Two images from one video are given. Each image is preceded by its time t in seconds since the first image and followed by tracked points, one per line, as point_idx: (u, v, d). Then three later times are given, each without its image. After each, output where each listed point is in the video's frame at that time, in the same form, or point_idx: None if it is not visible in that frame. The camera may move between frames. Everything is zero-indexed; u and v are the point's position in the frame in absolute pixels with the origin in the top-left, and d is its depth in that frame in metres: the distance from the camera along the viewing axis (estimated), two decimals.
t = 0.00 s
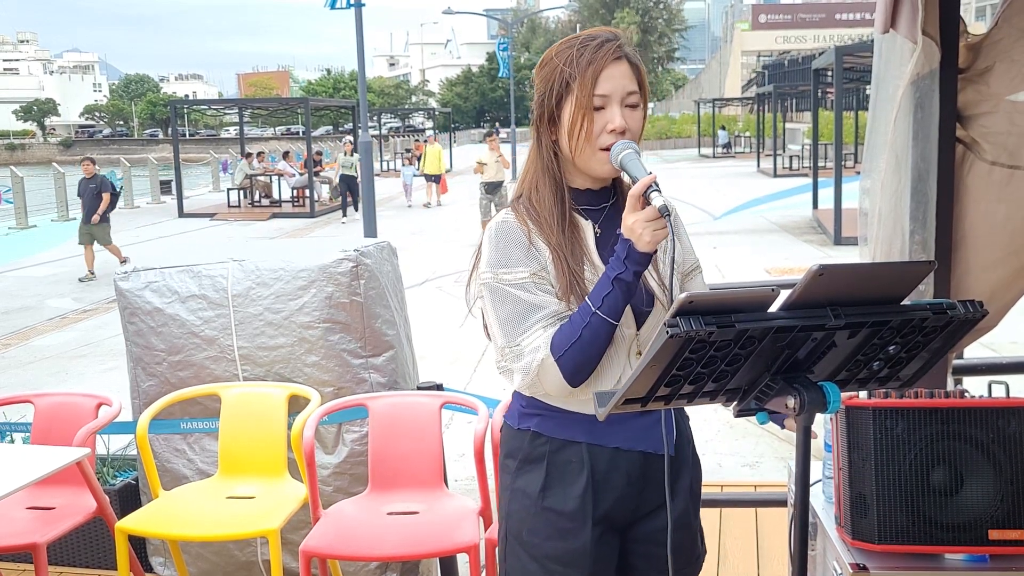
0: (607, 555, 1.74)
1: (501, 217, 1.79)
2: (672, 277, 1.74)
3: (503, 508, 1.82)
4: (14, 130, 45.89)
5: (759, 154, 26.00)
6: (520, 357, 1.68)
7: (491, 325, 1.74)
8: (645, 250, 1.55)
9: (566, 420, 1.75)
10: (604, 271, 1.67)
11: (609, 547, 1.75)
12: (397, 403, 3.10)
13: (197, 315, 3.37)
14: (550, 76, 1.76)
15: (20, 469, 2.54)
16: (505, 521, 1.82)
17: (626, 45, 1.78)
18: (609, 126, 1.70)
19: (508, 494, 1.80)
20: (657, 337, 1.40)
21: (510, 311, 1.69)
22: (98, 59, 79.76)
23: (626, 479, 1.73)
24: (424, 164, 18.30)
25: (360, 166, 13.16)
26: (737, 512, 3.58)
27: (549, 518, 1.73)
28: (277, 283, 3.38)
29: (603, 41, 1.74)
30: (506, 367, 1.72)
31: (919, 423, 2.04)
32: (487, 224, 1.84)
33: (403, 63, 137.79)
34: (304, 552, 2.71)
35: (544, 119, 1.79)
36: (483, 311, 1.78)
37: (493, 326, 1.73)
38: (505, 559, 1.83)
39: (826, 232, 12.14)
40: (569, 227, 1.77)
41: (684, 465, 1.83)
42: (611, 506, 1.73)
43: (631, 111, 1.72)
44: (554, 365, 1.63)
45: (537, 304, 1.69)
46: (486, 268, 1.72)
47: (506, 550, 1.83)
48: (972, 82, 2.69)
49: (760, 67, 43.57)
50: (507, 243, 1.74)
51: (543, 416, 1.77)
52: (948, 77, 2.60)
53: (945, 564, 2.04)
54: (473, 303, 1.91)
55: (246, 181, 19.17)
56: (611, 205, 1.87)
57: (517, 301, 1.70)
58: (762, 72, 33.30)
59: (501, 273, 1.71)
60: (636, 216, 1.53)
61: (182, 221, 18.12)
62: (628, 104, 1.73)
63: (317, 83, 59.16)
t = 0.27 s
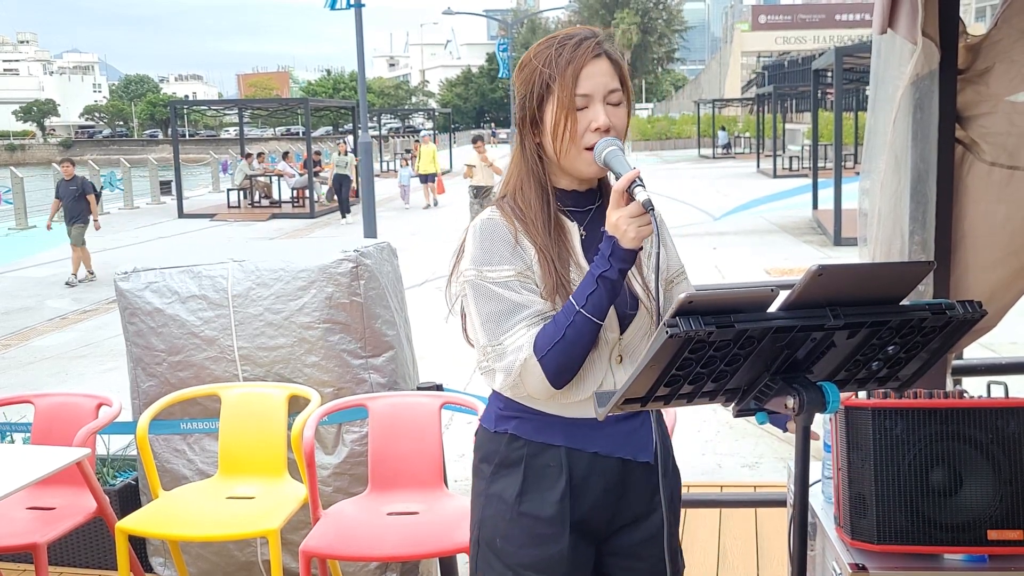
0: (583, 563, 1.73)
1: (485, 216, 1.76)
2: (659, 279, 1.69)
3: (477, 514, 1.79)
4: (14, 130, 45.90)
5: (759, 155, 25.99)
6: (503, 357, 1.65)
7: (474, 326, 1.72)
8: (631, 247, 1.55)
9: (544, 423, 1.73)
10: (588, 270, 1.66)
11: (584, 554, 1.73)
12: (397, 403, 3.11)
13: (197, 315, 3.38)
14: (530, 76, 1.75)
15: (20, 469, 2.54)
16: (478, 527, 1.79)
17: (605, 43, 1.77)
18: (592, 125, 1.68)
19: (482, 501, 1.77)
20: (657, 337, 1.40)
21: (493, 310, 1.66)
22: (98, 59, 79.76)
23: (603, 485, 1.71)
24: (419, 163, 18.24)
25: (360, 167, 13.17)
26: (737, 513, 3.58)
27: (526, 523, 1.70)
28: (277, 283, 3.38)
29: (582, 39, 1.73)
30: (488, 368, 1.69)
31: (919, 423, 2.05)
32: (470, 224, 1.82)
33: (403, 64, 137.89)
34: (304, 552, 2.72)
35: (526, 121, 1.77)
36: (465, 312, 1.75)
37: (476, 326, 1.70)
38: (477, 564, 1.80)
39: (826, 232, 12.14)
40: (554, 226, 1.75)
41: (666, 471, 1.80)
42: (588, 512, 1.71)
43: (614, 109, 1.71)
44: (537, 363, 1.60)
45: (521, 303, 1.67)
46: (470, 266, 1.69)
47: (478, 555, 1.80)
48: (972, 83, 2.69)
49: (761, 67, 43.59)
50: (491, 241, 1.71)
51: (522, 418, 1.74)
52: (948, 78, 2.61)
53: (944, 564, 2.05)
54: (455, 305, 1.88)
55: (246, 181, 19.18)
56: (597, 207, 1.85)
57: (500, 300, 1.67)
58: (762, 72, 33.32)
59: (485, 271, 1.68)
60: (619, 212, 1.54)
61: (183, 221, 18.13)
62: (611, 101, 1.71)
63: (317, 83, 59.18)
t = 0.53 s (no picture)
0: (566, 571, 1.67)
1: (471, 217, 1.71)
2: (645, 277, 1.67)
3: (456, 521, 1.72)
4: (15, 130, 45.92)
5: (759, 154, 26.00)
6: (490, 363, 1.61)
7: (461, 330, 1.66)
8: (618, 248, 1.53)
9: (528, 428, 1.67)
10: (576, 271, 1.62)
11: (565, 562, 1.67)
12: (397, 403, 3.10)
13: (197, 315, 3.38)
14: (508, 82, 1.71)
15: (19, 469, 2.53)
16: (458, 535, 1.72)
17: (583, 44, 1.73)
18: (575, 128, 1.65)
19: (463, 508, 1.71)
20: (656, 337, 1.39)
21: (480, 314, 1.61)
22: (97, 58, 79.76)
23: (587, 493, 1.65)
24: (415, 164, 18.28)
25: (360, 167, 13.17)
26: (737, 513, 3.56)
27: (507, 531, 1.64)
28: (277, 283, 3.38)
29: (559, 41, 1.70)
30: (476, 374, 1.65)
31: (919, 423, 2.04)
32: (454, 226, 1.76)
33: (403, 63, 137.95)
34: (304, 552, 2.71)
35: (508, 125, 1.73)
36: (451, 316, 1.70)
37: (463, 331, 1.65)
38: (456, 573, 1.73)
39: (826, 232, 12.14)
40: (542, 230, 1.71)
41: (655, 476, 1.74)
42: (571, 518, 1.65)
43: (596, 111, 1.68)
44: (525, 369, 1.56)
45: (510, 307, 1.62)
46: (456, 269, 1.64)
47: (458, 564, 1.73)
48: (972, 82, 2.69)
49: (761, 67, 43.61)
50: (477, 244, 1.66)
51: (505, 424, 1.68)
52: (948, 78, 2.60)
53: (944, 564, 2.04)
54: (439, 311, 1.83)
55: (246, 181, 19.20)
56: (585, 211, 1.81)
57: (488, 304, 1.62)
58: (761, 72, 33.33)
59: (472, 274, 1.63)
60: (606, 212, 1.53)
61: (183, 221, 18.13)
62: (593, 102, 1.68)
63: (317, 83, 59.20)
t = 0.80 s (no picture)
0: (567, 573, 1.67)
1: (467, 228, 1.70)
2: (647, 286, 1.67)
3: (456, 524, 1.72)
4: (14, 131, 45.92)
5: (760, 154, 26.01)
6: (494, 375, 1.61)
7: (461, 341, 1.66)
8: (619, 259, 1.52)
9: (526, 432, 1.67)
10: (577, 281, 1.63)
11: (566, 563, 1.67)
12: (398, 403, 3.10)
13: (197, 315, 3.38)
14: (493, 93, 1.71)
15: (20, 469, 2.54)
16: (459, 538, 1.71)
17: (565, 45, 1.72)
18: (566, 134, 1.65)
19: (463, 512, 1.71)
20: (656, 338, 1.40)
21: (481, 326, 1.61)
22: (98, 58, 79.77)
23: (587, 493, 1.66)
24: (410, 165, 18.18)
25: (360, 167, 13.17)
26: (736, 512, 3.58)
27: (508, 533, 1.64)
28: (277, 283, 3.38)
29: (541, 45, 1.69)
30: (478, 385, 1.65)
31: (919, 423, 2.05)
32: (449, 236, 1.76)
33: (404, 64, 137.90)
34: (304, 552, 2.72)
35: (499, 135, 1.73)
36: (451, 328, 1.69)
37: (463, 341, 1.65)
38: None
39: (826, 232, 12.16)
40: (537, 237, 1.71)
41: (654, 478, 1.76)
42: (571, 519, 1.66)
43: (585, 113, 1.67)
44: (529, 380, 1.57)
45: (511, 318, 1.62)
46: (454, 280, 1.63)
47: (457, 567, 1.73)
48: (972, 83, 2.69)
49: (761, 67, 43.64)
50: (476, 255, 1.66)
51: (503, 427, 1.69)
52: (948, 78, 2.60)
53: (945, 564, 2.04)
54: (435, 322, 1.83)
55: (246, 181, 19.21)
56: (578, 214, 1.82)
57: (488, 315, 1.62)
58: (762, 72, 33.35)
59: (470, 285, 1.63)
60: (605, 225, 1.52)
61: (183, 221, 18.14)
62: (581, 106, 1.67)
63: (317, 83, 59.23)
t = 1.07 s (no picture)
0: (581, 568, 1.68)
1: (473, 236, 1.69)
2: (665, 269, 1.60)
3: (470, 522, 1.73)
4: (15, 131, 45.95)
5: (759, 154, 26.03)
6: (508, 383, 1.61)
7: (473, 350, 1.66)
8: (633, 269, 1.53)
9: (537, 430, 1.67)
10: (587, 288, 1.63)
11: (580, 557, 1.68)
12: (397, 404, 3.10)
13: (197, 315, 3.38)
14: (491, 103, 1.71)
15: (19, 469, 2.54)
16: (473, 534, 1.72)
17: (560, 49, 1.73)
18: (569, 140, 1.66)
19: (477, 508, 1.71)
20: (656, 337, 1.40)
21: (494, 334, 1.61)
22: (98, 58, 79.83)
23: (601, 488, 1.66)
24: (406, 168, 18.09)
25: (360, 167, 13.17)
26: (736, 512, 3.59)
27: (523, 530, 1.64)
28: (277, 283, 3.38)
29: (535, 52, 1.69)
30: (491, 391, 1.64)
31: (918, 423, 2.05)
32: (453, 245, 1.76)
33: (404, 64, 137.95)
34: (304, 553, 2.72)
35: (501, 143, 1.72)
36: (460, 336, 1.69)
37: (474, 350, 1.64)
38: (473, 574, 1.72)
39: (826, 232, 12.17)
40: (544, 241, 1.71)
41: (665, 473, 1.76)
42: (586, 514, 1.66)
43: (585, 117, 1.68)
44: (544, 388, 1.57)
45: (522, 325, 1.61)
46: (464, 289, 1.63)
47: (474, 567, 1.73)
48: (972, 83, 2.69)
49: (760, 67, 43.67)
50: (486, 263, 1.65)
51: (517, 425, 1.68)
52: (947, 79, 2.60)
53: (944, 564, 2.05)
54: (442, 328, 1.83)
55: (246, 181, 19.23)
56: (580, 214, 1.84)
57: (500, 323, 1.61)
58: (761, 72, 33.37)
59: (480, 293, 1.63)
60: (619, 236, 1.52)
61: (183, 221, 18.15)
62: (580, 109, 1.68)
63: (317, 83, 59.26)
